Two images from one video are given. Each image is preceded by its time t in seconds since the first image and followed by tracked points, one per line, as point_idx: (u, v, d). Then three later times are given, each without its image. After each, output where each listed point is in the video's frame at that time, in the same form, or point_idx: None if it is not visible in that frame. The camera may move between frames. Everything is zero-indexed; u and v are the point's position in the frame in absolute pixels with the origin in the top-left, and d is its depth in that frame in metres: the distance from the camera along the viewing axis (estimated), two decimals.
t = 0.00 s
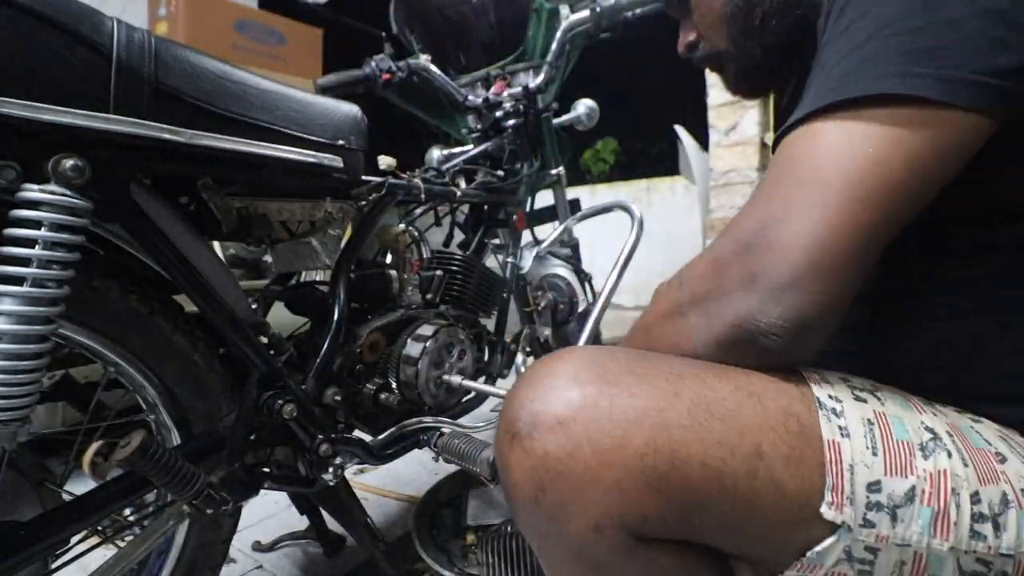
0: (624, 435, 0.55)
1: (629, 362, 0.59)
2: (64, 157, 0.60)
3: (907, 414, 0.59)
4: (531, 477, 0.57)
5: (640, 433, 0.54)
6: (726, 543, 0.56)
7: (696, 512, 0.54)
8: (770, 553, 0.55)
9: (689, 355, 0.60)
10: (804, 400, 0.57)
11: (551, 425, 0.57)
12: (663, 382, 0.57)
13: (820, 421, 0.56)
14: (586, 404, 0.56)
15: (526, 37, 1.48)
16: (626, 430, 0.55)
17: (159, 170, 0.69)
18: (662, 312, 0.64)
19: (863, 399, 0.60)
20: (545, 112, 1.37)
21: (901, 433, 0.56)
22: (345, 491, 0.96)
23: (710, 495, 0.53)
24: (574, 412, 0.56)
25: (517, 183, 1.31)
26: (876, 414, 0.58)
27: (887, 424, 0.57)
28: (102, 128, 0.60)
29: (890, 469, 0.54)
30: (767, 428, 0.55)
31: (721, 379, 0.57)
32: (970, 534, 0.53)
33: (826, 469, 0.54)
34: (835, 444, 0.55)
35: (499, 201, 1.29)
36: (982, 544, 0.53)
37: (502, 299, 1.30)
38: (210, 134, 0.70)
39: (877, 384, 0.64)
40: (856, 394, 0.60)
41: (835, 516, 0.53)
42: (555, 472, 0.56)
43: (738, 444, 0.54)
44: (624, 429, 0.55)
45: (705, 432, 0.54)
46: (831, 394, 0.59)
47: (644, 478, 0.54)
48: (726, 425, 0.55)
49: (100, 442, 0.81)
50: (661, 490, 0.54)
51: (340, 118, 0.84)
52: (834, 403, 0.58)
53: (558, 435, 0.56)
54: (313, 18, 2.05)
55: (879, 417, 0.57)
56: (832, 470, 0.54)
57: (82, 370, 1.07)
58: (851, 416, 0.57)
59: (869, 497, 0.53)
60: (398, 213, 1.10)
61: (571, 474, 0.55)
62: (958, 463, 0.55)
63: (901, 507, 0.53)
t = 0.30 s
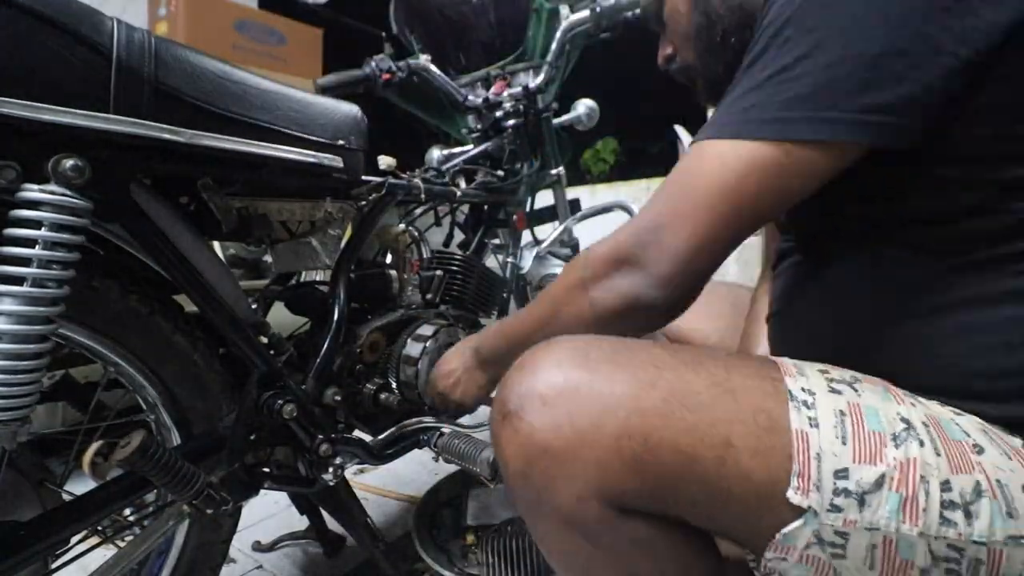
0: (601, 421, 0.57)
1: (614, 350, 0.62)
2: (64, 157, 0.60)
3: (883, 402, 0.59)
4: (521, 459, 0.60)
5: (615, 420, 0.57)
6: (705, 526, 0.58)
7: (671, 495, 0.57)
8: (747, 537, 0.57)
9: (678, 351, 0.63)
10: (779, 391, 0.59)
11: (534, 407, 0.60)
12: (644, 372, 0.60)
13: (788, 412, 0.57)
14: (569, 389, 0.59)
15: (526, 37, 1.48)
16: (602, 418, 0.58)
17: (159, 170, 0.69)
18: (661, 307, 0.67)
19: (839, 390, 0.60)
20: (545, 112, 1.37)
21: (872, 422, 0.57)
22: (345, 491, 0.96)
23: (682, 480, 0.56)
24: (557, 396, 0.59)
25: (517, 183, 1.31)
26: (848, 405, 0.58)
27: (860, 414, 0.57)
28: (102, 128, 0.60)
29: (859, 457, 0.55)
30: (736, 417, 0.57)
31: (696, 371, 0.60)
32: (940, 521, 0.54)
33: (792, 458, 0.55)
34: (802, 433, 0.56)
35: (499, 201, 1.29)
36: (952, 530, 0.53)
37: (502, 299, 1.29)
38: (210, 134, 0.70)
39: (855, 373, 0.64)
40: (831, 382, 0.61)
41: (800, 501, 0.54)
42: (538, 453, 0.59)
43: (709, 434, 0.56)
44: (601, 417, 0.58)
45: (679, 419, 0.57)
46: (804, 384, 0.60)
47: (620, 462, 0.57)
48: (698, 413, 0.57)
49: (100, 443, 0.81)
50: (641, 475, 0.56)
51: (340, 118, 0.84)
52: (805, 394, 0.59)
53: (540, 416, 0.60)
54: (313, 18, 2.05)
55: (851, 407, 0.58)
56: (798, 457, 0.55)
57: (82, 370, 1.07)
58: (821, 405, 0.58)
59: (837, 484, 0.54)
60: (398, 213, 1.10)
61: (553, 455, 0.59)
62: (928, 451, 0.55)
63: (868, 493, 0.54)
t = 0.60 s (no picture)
0: (563, 385, 0.65)
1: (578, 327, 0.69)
2: (64, 156, 0.60)
3: (816, 374, 0.66)
4: (495, 416, 0.69)
5: (575, 383, 0.65)
6: (661, 479, 0.66)
7: (626, 448, 0.64)
8: (699, 486, 0.65)
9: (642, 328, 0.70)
10: (721, 360, 0.66)
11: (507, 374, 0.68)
12: (600, 341, 0.67)
13: (727, 375, 0.65)
14: (536, 359, 0.67)
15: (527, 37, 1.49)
16: (563, 381, 0.65)
17: (158, 170, 0.69)
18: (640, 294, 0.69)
19: (776, 362, 0.67)
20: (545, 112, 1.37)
21: (807, 387, 0.64)
22: (345, 491, 0.96)
23: (635, 434, 0.64)
24: (525, 365, 0.67)
25: (517, 183, 1.31)
26: (783, 373, 0.65)
27: (794, 381, 0.65)
28: (101, 128, 0.60)
29: (793, 415, 0.62)
30: (683, 379, 0.64)
31: (647, 338, 0.66)
32: (872, 476, 0.60)
33: (732, 415, 0.63)
34: (739, 394, 0.63)
35: (499, 201, 1.28)
36: (884, 485, 0.60)
37: (502, 299, 1.29)
38: (210, 134, 0.70)
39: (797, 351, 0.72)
40: (769, 357, 0.68)
41: (740, 453, 0.62)
42: (509, 414, 0.68)
43: (657, 393, 0.64)
44: (564, 381, 0.65)
45: (631, 382, 0.64)
46: (744, 355, 0.67)
47: (579, 420, 0.64)
48: (648, 376, 0.65)
49: (100, 443, 0.81)
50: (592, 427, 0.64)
51: (340, 117, 0.84)
52: (742, 361, 0.66)
53: (513, 382, 0.67)
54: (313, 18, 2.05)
55: (786, 376, 0.65)
56: (735, 415, 0.63)
57: (83, 369, 1.07)
58: (761, 374, 0.65)
59: (772, 437, 0.62)
60: (398, 213, 1.10)
61: (520, 415, 0.67)
62: (854, 413, 0.63)
63: (802, 448, 0.61)
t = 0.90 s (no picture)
0: (554, 386, 0.66)
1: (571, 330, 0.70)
2: (64, 156, 0.60)
3: (805, 371, 0.68)
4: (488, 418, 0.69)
5: (568, 384, 0.66)
6: (655, 479, 0.67)
7: (619, 448, 0.65)
8: (690, 486, 0.66)
9: (632, 329, 0.73)
10: (710, 362, 0.68)
11: (499, 377, 0.69)
12: (592, 342, 0.69)
13: (717, 374, 0.67)
14: (529, 362, 0.68)
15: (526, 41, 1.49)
16: (557, 382, 0.66)
17: (158, 170, 0.69)
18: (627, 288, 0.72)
19: (765, 359, 0.69)
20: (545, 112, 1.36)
21: (795, 382, 0.66)
22: (345, 491, 0.96)
23: (628, 433, 0.65)
24: (518, 368, 0.68)
25: (517, 183, 1.31)
26: (773, 369, 0.67)
27: (784, 377, 0.66)
28: (102, 128, 0.60)
29: (783, 410, 0.64)
30: (672, 379, 0.66)
31: (639, 342, 0.69)
32: (862, 467, 0.62)
33: (723, 409, 0.64)
34: (729, 390, 0.65)
35: (500, 201, 1.28)
36: (874, 475, 0.61)
37: (502, 299, 1.29)
38: (210, 134, 0.70)
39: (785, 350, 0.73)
40: (758, 355, 0.70)
41: (732, 447, 0.62)
42: (503, 416, 0.68)
43: (648, 393, 0.65)
44: (557, 383, 0.66)
45: (622, 383, 0.66)
46: (735, 354, 0.69)
47: (572, 421, 0.65)
48: (639, 377, 0.66)
49: (100, 443, 0.81)
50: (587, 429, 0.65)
51: (340, 117, 0.84)
52: (731, 359, 0.68)
53: (507, 385, 0.68)
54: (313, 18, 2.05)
55: (775, 373, 0.67)
56: (727, 410, 0.64)
57: (83, 370, 1.07)
58: (748, 372, 0.67)
59: (763, 431, 0.63)
60: (398, 213, 1.10)
61: (514, 415, 0.67)
62: (842, 406, 0.64)
63: (793, 441, 0.63)
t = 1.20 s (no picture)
0: (578, 384, 0.65)
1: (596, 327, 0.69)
2: (64, 157, 0.60)
3: (842, 383, 0.64)
4: (509, 414, 0.68)
5: (591, 377, 0.64)
6: (675, 480, 0.65)
7: (642, 445, 0.64)
8: (709, 491, 0.65)
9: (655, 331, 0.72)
10: (735, 364, 0.66)
11: (521, 373, 0.67)
12: (617, 340, 0.66)
13: (746, 385, 0.64)
14: (553, 358, 0.67)
15: (526, 37, 1.47)
16: (582, 375, 0.65)
17: (158, 170, 0.69)
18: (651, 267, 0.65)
19: (799, 371, 0.66)
20: (545, 112, 1.37)
21: (829, 398, 0.63)
22: (345, 491, 0.96)
23: (653, 430, 0.63)
24: (541, 364, 0.67)
25: (517, 183, 1.31)
26: (805, 382, 0.64)
27: (816, 391, 0.63)
28: (102, 128, 0.60)
29: (811, 427, 0.61)
30: (697, 375, 0.65)
31: (667, 340, 0.66)
32: (889, 491, 0.59)
33: (748, 425, 0.62)
34: (756, 403, 0.62)
35: (500, 201, 1.28)
36: (900, 499, 0.58)
37: (502, 299, 1.29)
38: (210, 134, 0.70)
39: (822, 360, 0.70)
40: (792, 365, 0.67)
41: (753, 462, 0.60)
42: (524, 412, 0.67)
43: (672, 390, 0.64)
44: (575, 380, 0.65)
45: (646, 377, 0.64)
46: (769, 365, 0.66)
47: (594, 418, 0.64)
48: (662, 371, 0.64)
49: (100, 443, 0.81)
50: (611, 427, 0.64)
51: (340, 117, 0.84)
52: (763, 370, 0.65)
53: (529, 379, 0.67)
54: (313, 18, 2.05)
55: (808, 387, 0.64)
56: (751, 424, 0.61)
57: (82, 370, 1.07)
58: (782, 391, 0.63)
59: (788, 450, 0.60)
60: (398, 213, 1.11)
61: (534, 413, 0.66)
62: (878, 426, 0.60)
63: (820, 460, 0.60)
